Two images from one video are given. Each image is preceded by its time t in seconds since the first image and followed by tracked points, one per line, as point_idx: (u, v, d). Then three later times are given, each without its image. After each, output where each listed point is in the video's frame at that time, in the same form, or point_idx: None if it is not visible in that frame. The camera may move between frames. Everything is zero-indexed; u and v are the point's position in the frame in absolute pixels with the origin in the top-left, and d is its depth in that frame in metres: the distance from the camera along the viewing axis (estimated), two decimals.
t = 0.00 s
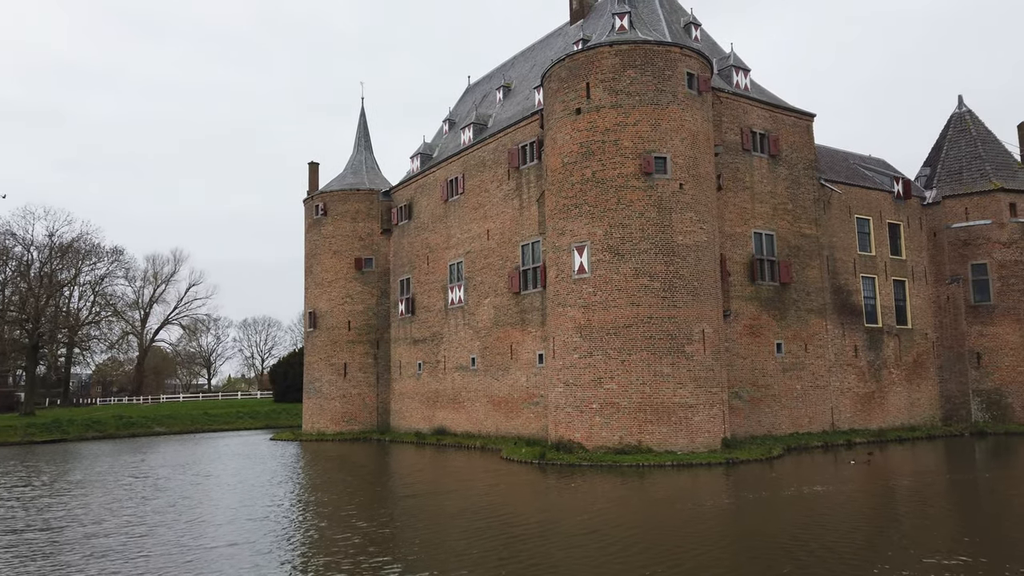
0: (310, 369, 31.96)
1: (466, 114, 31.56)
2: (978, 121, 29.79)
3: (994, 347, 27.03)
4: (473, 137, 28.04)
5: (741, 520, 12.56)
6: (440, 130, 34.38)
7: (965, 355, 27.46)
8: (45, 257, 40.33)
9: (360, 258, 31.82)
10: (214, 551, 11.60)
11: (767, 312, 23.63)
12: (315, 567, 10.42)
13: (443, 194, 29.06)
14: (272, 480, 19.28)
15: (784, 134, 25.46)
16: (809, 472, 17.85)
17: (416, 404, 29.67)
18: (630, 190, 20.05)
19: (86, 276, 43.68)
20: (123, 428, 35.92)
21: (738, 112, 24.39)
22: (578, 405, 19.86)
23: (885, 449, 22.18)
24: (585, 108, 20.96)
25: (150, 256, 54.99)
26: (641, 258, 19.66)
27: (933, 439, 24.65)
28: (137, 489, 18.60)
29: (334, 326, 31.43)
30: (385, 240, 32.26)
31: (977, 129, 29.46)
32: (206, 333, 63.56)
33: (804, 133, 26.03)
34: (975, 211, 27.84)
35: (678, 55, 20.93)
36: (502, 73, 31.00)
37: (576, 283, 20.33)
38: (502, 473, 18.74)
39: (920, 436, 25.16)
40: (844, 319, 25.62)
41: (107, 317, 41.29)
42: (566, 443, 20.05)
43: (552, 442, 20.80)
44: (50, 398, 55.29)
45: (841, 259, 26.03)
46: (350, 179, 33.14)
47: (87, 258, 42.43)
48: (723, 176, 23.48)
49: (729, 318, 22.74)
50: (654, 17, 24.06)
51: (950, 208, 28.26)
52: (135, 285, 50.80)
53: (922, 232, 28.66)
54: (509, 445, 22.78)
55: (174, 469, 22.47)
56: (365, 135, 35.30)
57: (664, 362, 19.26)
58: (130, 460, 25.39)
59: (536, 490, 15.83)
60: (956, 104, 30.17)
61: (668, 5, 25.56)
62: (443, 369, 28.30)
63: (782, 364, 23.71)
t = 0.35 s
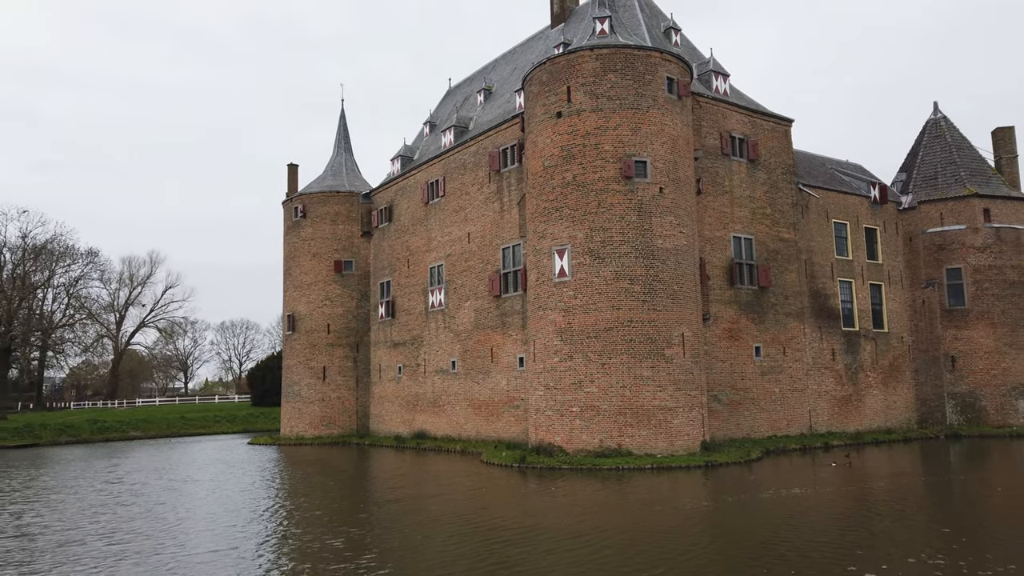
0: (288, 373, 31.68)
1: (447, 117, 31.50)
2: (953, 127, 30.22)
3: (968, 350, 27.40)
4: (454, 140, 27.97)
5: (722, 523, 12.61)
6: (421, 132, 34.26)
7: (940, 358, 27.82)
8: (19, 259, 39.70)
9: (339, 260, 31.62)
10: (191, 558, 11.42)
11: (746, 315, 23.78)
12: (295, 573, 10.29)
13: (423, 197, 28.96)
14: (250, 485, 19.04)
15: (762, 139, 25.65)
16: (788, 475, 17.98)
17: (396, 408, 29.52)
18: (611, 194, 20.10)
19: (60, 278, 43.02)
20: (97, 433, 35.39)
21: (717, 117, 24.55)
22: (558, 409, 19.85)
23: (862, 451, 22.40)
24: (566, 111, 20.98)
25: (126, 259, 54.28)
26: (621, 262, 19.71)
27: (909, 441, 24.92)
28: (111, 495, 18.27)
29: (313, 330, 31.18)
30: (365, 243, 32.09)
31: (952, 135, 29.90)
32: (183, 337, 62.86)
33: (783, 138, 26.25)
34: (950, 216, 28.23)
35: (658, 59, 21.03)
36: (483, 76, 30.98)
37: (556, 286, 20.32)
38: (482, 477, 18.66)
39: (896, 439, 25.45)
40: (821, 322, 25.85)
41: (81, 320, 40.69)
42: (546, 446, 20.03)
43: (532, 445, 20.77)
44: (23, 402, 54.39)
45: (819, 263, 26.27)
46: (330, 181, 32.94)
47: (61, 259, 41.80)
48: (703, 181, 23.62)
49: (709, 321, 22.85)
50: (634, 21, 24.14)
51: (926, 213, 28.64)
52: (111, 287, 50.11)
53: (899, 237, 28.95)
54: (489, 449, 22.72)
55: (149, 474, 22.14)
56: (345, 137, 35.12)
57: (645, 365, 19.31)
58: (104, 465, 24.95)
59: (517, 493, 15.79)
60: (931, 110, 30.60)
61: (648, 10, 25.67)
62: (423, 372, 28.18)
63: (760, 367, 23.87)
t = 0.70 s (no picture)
0: (270, 376, 31.44)
1: (431, 119, 31.42)
2: (933, 133, 30.55)
3: (948, 354, 27.64)
4: (438, 143, 27.89)
5: (706, 526, 12.62)
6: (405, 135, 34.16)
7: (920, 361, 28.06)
8: None
9: (322, 263, 31.44)
10: (172, 564, 11.29)
11: (729, 319, 23.88)
12: None
13: (407, 200, 28.87)
14: (232, 490, 18.85)
15: (745, 144, 25.79)
16: (770, 478, 18.04)
17: (379, 411, 29.38)
18: (595, 198, 20.12)
19: (38, 280, 42.46)
20: (76, 437, 34.94)
21: (701, 121, 24.66)
22: (542, 412, 19.82)
23: (844, 454, 22.55)
24: (550, 115, 20.98)
25: (106, 261, 53.66)
26: (605, 265, 19.73)
27: (890, 444, 25.12)
28: (90, 500, 18.02)
29: (296, 333, 30.97)
30: (349, 245, 31.94)
31: (932, 141, 30.21)
32: (164, 339, 62.26)
33: (765, 142, 26.41)
34: (930, 221, 28.51)
35: (642, 64, 21.10)
36: (467, 79, 30.94)
37: (541, 289, 20.30)
38: (466, 480, 18.60)
39: (877, 441, 25.64)
40: (803, 326, 26.02)
41: (60, 323, 40.18)
42: (530, 450, 20.01)
43: (516, 449, 20.73)
44: None
45: (801, 267, 26.45)
46: (313, 183, 32.75)
47: (39, 261, 41.27)
48: (687, 185, 23.70)
49: (692, 325, 22.92)
50: (618, 25, 24.22)
51: (906, 218, 28.90)
52: (90, 289, 49.52)
53: (880, 241, 29.33)
54: (473, 453, 22.65)
55: (129, 479, 21.87)
56: (328, 139, 34.94)
57: (629, 369, 19.33)
58: (82, 470, 24.60)
59: (501, 497, 15.74)
60: (912, 116, 30.91)
61: (632, 14, 25.76)
62: (407, 376, 28.05)
63: (743, 370, 23.98)
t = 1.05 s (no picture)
0: (254, 378, 31.21)
1: (417, 121, 31.34)
2: (915, 138, 30.82)
3: (930, 357, 27.85)
4: (424, 145, 27.80)
5: (692, 528, 12.64)
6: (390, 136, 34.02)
7: (902, 365, 28.28)
8: None
9: (307, 265, 31.26)
10: (151, 569, 11.12)
11: (714, 322, 23.96)
12: None
13: (393, 202, 28.77)
14: (214, 494, 18.64)
15: (730, 147, 25.90)
16: (754, 480, 18.09)
17: (364, 414, 29.24)
18: (581, 200, 20.13)
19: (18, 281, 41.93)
20: (56, 440, 34.53)
21: (686, 125, 24.75)
22: (527, 415, 19.78)
23: (827, 457, 22.67)
24: (536, 117, 20.98)
25: (87, 261, 53.06)
26: (590, 268, 19.74)
27: (872, 447, 25.30)
28: (70, 505, 17.76)
29: (279, 335, 30.76)
30: (334, 247, 31.79)
31: (914, 146, 30.48)
32: (146, 341, 61.65)
33: (750, 146, 26.54)
34: (912, 225, 28.74)
35: (628, 67, 21.15)
36: (453, 81, 30.88)
37: (526, 292, 20.27)
38: (451, 484, 18.52)
39: (860, 444, 25.80)
40: (787, 329, 26.15)
41: (40, 325, 39.70)
42: (515, 453, 19.97)
43: (501, 452, 20.69)
44: None
45: (785, 271, 26.59)
46: (298, 184, 32.57)
47: (19, 262, 40.77)
48: (672, 188, 23.77)
49: (677, 327, 22.97)
50: (605, 29, 24.27)
51: (889, 222, 29.15)
52: (71, 291, 48.98)
53: (863, 245, 29.62)
54: (458, 456, 22.58)
55: (110, 483, 21.61)
56: (313, 140, 34.77)
57: (614, 372, 19.34)
58: (61, 474, 24.27)
59: (486, 500, 15.68)
60: (894, 121, 31.18)
61: (618, 18, 25.81)
62: (392, 378, 27.93)
63: (728, 373, 24.06)
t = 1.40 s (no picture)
0: (239, 378, 31.00)
1: (404, 120, 31.24)
2: (900, 139, 31.04)
3: (913, 357, 28.05)
4: (411, 143, 27.69)
5: (678, 527, 12.65)
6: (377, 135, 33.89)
7: (886, 364, 28.47)
8: None
9: (293, 264, 31.08)
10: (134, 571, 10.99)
11: (700, 322, 24.02)
12: None
13: (379, 200, 28.64)
14: (199, 495, 18.46)
15: (716, 147, 25.98)
16: (739, 480, 18.13)
17: (350, 414, 29.11)
18: (568, 200, 20.12)
19: None
20: (37, 440, 34.16)
21: (673, 125, 24.79)
22: (513, 414, 19.75)
23: (812, 456, 22.78)
24: (523, 116, 20.94)
25: (69, 260, 52.54)
26: (577, 268, 19.74)
27: (857, 446, 25.46)
28: (52, 506, 17.56)
29: (265, 334, 30.57)
30: (319, 246, 31.62)
31: (899, 147, 30.70)
32: (130, 340, 61.13)
33: (736, 147, 26.64)
34: (896, 226, 28.94)
35: (615, 66, 21.16)
36: (440, 80, 30.80)
37: (513, 291, 20.24)
38: (437, 483, 18.47)
39: (845, 443, 25.95)
40: (772, 329, 26.27)
41: (21, 323, 39.29)
42: (501, 452, 19.93)
43: (487, 451, 20.64)
44: None
45: (771, 271, 26.71)
46: (283, 182, 32.37)
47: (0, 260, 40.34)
48: (658, 188, 23.81)
49: (664, 327, 23.01)
50: (592, 28, 24.28)
51: (874, 222, 29.36)
52: (53, 289, 48.50)
53: (848, 245, 29.82)
54: (444, 455, 22.52)
55: (92, 483, 21.38)
56: (299, 138, 34.58)
57: (600, 371, 19.35)
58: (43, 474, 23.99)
59: (473, 500, 15.63)
60: (879, 122, 31.40)
61: (605, 17, 25.82)
62: (378, 378, 27.81)
63: (713, 373, 24.14)
